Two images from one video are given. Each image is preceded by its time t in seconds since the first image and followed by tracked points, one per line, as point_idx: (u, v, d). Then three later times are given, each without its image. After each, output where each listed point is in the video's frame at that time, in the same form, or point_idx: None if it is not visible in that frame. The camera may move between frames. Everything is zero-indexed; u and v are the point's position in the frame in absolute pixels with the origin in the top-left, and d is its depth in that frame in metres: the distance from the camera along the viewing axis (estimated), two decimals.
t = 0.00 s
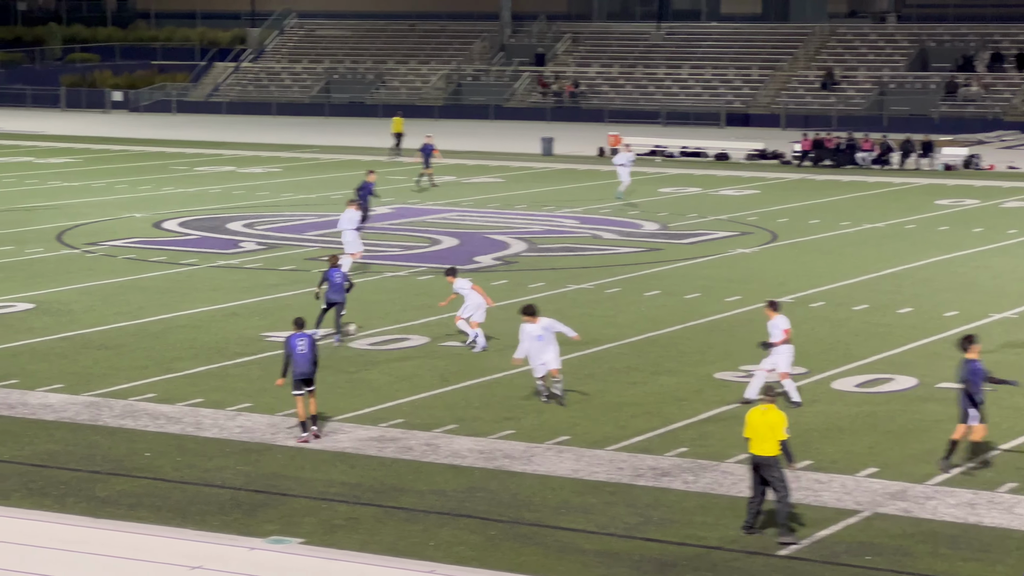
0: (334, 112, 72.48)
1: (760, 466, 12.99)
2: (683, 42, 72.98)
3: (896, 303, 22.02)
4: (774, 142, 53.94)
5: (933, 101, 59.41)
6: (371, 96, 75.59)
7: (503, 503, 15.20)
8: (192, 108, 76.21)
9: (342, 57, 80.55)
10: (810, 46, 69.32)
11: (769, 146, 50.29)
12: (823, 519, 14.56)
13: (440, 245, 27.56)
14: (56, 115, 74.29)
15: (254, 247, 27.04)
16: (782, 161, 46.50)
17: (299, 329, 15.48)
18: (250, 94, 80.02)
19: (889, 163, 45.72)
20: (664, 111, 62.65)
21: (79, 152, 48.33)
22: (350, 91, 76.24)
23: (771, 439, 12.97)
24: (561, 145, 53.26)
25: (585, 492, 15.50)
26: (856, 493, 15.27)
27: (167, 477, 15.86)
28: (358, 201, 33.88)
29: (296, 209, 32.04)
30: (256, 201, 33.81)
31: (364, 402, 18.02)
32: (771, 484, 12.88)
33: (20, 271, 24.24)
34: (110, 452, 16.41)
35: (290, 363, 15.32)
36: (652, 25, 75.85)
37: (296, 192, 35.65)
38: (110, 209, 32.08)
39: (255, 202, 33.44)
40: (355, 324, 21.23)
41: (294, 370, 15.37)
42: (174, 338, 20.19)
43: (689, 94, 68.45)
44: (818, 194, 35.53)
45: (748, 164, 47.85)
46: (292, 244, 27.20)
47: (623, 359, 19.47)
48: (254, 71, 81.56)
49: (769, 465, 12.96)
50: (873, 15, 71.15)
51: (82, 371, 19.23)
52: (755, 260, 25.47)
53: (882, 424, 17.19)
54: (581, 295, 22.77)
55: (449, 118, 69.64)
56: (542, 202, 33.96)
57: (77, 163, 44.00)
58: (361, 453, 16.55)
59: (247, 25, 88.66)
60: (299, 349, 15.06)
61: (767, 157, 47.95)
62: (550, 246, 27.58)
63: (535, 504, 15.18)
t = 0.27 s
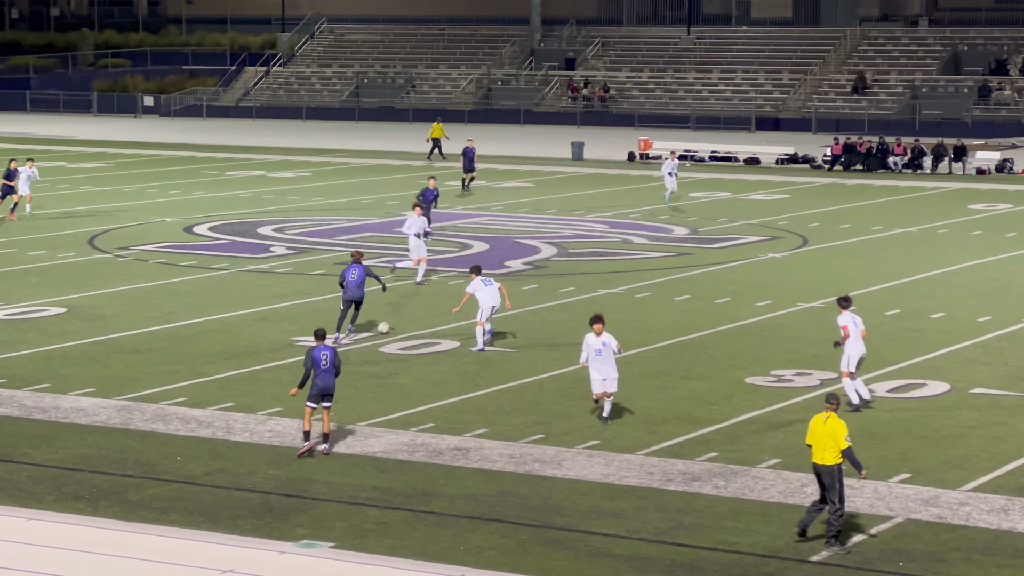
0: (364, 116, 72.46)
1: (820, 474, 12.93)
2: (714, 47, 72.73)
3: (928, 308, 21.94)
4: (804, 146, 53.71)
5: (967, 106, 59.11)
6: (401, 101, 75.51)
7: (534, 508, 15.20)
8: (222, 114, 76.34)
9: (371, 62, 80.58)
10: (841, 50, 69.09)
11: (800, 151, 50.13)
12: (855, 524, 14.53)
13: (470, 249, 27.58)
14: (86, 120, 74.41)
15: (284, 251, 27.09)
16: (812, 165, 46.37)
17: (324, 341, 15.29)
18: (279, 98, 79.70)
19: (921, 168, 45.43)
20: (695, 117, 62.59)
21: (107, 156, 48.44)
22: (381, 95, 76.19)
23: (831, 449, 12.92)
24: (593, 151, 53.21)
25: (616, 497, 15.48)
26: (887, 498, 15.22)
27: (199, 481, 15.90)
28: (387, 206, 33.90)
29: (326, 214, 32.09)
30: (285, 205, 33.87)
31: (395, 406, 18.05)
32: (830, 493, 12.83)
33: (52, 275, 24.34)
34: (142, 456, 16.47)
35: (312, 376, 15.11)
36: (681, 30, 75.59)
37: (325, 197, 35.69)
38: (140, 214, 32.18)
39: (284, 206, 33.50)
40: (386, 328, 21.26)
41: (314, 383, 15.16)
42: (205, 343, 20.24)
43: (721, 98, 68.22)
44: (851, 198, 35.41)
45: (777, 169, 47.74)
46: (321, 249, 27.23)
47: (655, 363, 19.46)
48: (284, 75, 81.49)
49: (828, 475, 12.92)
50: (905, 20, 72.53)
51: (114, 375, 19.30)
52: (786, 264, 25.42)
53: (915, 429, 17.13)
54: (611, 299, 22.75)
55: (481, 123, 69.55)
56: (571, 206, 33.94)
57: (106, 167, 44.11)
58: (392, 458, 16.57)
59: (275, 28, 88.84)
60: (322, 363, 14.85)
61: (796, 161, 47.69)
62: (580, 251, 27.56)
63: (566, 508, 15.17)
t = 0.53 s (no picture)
0: (374, 124, 72.51)
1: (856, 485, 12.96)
2: (722, 55, 72.69)
3: (939, 316, 21.90)
4: (815, 154, 53.71)
5: (978, 113, 59.05)
6: (411, 108, 75.50)
7: (543, 516, 15.16)
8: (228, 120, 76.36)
9: (381, 70, 80.57)
10: (850, 58, 69.24)
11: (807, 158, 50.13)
12: (865, 533, 14.50)
13: (479, 257, 27.56)
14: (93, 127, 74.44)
15: (292, 259, 27.06)
16: (823, 173, 46.35)
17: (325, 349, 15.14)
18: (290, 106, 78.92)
19: (931, 176, 45.57)
20: (704, 124, 62.55)
21: (113, 163, 48.45)
22: (391, 102, 76.18)
23: (870, 460, 12.93)
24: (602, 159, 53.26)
25: (625, 505, 15.45)
26: (897, 506, 15.19)
27: (207, 489, 15.87)
28: (396, 213, 33.88)
29: (334, 221, 32.07)
30: (292, 213, 33.84)
31: (405, 414, 18.02)
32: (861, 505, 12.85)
33: (58, 283, 24.32)
34: (151, 463, 16.44)
35: (310, 386, 15.02)
36: (691, 37, 75.55)
37: (332, 204, 35.66)
38: (147, 221, 32.16)
39: (292, 214, 33.47)
40: (395, 335, 21.22)
41: (313, 392, 15.08)
42: (214, 350, 20.22)
43: (730, 105, 68.28)
44: (862, 206, 35.38)
45: (789, 176, 47.72)
46: (329, 256, 27.20)
47: (665, 372, 19.43)
48: (292, 83, 81.42)
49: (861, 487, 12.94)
50: (914, 26, 71.76)
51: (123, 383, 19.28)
52: (797, 272, 25.40)
53: (926, 438, 17.09)
54: (621, 308, 22.73)
55: (493, 131, 69.50)
56: (580, 214, 33.93)
57: (112, 174, 44.09)
58: (401, 466, 16.54)
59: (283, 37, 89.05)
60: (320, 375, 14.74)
61: (807, 168, 47.70)
62: (590, 259, 27.55)
63: (575, 516, 15.13)
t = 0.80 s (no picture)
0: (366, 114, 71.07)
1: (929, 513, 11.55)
2: (746, 39, 71.28)
3: (976, 323, 20.48)
4: (845, 146, 52.32)
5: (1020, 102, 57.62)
6: (405, 97, 74.05)
7: (551, 541, 13.72)
8: (212, 112, 75.08)
9: (375, 56, 79.07)
10: (886, 43, 67.70)
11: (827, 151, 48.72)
12: (904, 562, 13.07)
13: (481, 259, 26.18)
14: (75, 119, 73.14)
15: (280, 261, 25.65)
16: (856, 168, 44.93)
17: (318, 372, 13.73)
18: (275, 96, 78.09)
19: (973, 171, 44.19)
20: (727, 115, 61.74)
21: (93, 158, 47.05)
22: (385, 92, 74.75)
23: (942, 484, 11.50)
24: (611, 151, 51.83)
25: (641, 529, 14.00)
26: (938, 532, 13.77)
27: (183, 512, 14.45)
28: (391, 212, 32.47)
29: (326, 221, 30.66)
30: (281, 212, 32.45)
31: (401, 431, 16.62)
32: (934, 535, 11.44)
33: (28, 288, 22.92)
34: (123, 485, 15.03)
35: (301, 413, 13.60)
36: (712, 20, 74.16)
37: (323, 203, 34.25)
38: (127, 221, 30.76)
39: (280, 213, 32.06)
40: (390, 344, 19.82)
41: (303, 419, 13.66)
42: (193, 362, 18.82)
43: (753, 94, 66.85)
44: (886, 204, 33.95)
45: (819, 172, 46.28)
46: (320, 259, 25.79)
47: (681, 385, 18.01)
48: (279, 70, 80.12)
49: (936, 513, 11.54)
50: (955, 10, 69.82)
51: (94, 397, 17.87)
52: (820, 276, 24.01)
53: (968, 455, 15.66)
54: (633, 315, 21.33)
55: (491, 121, 68.16)
56: (585, 213, 32.51)
57: (92, 171, 42.68)
58: (395, 487, 15.11)
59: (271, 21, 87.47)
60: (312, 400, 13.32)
61: (839, 163, 46.26)
62: (599, 261, 26.15)
63: (585, 542, 13.68)
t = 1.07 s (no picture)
0: (363, 116, 70.85)
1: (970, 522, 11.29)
2: (748, 39, 71.08)
3: (982, 328, 20.22)
4: (851, 148, 52.08)
5: None
6: (402, 99, 73.83)
7: (551, 550, 13.44)
8: (206, 113, 74.88)
9: (372, 56, 78.83)
10: (891, 42, 67.54)
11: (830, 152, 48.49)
12: (912, 570, 12.81)
13: (480, 263, 25.92)
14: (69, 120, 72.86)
15: (275, 266, 25.38)
16: (862, 170, 44.72)
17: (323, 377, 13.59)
18: (270, 97, 77.85)
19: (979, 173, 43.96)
20: (730, 116, 61.63)
21: (86, 161, 46.74)
22: (382, 92, 74.53)
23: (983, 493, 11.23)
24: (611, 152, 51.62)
25: (642, 537, 13.74)
26: (945, 539, 13.51)
27: (177, 520, 14.18)
28: (388, 215, 32.20)
29: (322, 224, 30.39)
30: (277, 215, 32.17)
31: (399, 437, 16.36)
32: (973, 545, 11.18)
33: (17, 293, 22.64)
34: (116, 492, 14.76)
35: (306, 415, 13.37)
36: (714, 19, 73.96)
37: (319, 206, 33.98)
38: (120, 224, 30.49)
39: (276, 216, 31.79)
40: (388, 350, 19.55)
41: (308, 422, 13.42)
42: (186, 367, 18.54)
43: (757, 95, 66.68)
44: (890, 207, 33.71)
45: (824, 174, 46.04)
46: (316, 263, 25.52)
47: (682, 391, 17.75)
48: (274, 71, 79.85)
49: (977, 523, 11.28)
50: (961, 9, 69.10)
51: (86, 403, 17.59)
52: (822, 280, 23.75)
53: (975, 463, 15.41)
54: (634, 320, 21.07)
55: (490, 122, 67.95)
56: (584, 216, 32.26)
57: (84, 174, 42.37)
58: (393, 495, 14.83)
59: (266, 21, 87.30)
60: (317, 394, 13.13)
61: (842, 165, 46.02)
62: (598, 265, 25.90)
63: (586, 550, 13.42)
